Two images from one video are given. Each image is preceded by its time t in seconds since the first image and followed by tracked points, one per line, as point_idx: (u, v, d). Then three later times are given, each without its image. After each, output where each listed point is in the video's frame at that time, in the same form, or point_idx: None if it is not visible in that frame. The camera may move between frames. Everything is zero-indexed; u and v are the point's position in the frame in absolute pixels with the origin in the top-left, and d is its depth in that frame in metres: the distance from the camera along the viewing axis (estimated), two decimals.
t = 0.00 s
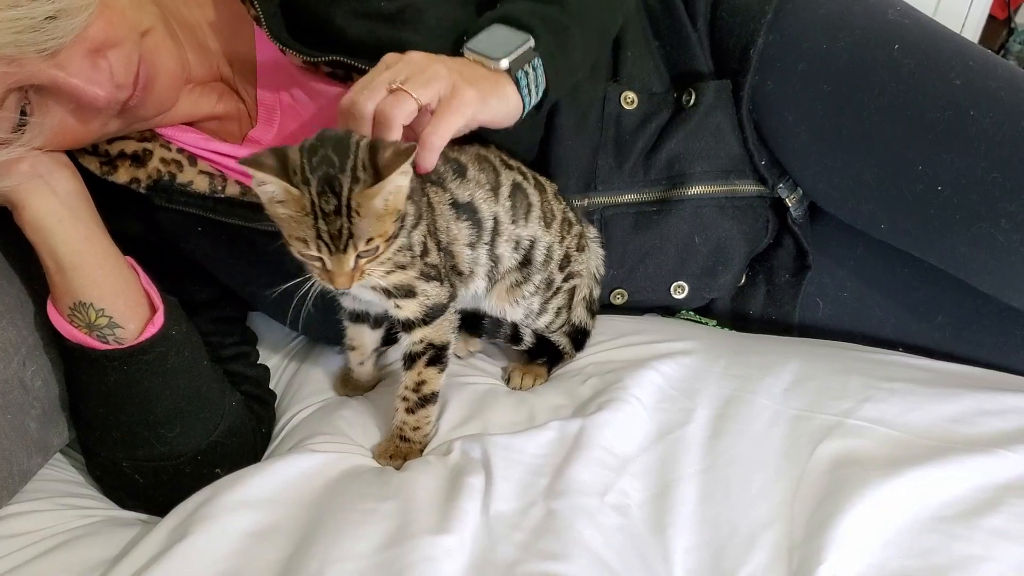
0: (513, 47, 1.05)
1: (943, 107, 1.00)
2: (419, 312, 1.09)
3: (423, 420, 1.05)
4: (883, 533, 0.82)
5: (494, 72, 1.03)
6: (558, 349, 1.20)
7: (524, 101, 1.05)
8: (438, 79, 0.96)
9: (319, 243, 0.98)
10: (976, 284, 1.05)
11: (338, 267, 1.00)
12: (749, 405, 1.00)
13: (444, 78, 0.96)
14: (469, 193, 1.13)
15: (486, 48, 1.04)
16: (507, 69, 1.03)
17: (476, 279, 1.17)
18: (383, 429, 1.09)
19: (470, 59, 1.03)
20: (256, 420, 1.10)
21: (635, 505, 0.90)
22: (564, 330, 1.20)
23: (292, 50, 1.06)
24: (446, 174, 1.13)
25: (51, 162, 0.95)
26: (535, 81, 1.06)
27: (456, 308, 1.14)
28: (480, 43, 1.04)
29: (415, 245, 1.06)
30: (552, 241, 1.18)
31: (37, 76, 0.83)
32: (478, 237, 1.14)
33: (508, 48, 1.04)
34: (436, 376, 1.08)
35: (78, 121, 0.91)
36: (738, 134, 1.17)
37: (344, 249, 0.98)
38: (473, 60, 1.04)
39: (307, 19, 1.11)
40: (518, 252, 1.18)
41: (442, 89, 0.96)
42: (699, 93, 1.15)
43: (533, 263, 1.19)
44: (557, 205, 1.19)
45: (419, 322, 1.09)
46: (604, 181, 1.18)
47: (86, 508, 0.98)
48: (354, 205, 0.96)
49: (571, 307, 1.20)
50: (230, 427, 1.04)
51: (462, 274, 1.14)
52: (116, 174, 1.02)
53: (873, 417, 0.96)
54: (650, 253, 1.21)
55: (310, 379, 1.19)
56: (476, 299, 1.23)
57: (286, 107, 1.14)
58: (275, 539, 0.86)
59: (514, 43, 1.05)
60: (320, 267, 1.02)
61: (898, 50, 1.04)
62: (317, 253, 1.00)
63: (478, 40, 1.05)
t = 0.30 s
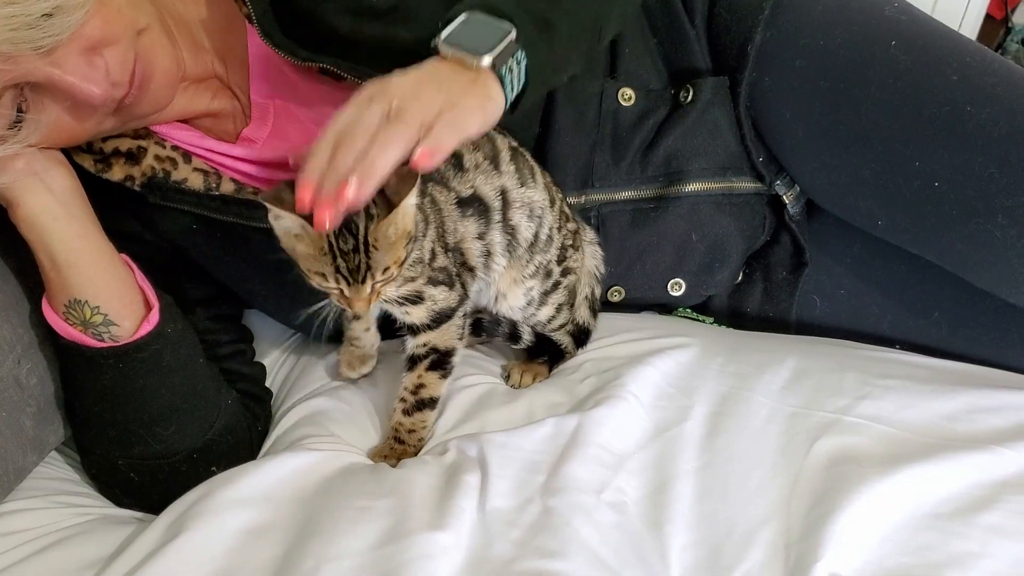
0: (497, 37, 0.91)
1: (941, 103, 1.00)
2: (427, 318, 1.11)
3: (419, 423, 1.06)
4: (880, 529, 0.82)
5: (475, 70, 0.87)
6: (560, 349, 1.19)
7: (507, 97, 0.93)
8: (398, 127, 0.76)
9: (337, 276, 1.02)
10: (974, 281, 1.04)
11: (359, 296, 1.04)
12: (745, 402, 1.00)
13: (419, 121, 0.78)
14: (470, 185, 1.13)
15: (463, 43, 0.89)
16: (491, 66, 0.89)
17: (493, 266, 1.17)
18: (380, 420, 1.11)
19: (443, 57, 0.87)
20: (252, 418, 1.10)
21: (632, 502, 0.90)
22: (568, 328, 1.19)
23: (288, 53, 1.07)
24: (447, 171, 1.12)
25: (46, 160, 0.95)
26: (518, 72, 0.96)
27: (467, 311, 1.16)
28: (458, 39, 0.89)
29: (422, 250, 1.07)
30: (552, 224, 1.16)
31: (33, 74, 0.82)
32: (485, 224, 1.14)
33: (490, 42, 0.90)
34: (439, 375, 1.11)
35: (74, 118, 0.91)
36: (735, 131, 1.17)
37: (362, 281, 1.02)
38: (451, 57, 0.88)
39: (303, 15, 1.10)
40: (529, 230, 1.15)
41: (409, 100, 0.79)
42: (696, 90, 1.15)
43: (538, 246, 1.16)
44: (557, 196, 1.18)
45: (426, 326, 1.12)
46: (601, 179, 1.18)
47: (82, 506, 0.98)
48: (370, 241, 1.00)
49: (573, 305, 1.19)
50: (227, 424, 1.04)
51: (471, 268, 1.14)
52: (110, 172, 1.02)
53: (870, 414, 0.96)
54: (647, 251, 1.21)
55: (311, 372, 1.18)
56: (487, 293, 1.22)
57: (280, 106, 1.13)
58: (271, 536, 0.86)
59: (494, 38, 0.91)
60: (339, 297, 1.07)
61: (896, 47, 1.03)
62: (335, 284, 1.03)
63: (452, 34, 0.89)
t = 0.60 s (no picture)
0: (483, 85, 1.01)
1: (940, 103, 0.99)
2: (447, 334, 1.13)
3: (426, 425, 1.06)
4: (879, 528, 0.82)
5: (463, 123, 1.01)
6: (563, 351, 1.19)
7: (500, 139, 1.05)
8: (377, 190, 0.95)
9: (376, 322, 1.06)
10: (973, 280, 1.04)
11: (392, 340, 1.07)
12: (745, 401, 1.00)
13: (397, 185, 0.97)
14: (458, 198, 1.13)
15: (457, 93, 1.00)
16: (479, 119, 1.01)
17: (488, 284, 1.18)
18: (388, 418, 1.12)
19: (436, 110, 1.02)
20: (251, 418, 1.10)
21: (632, 501, 0.90)
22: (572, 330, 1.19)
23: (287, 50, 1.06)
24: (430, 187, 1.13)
25: (45, 159, 0.95)
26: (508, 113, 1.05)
27: (478, 320, 1.18)
28: (451, 89, 1.00)
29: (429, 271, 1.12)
30: (557, 232, 1.16)
31: (32, 74, 0.82)
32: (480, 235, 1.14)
33: (480, 92, 1.01)
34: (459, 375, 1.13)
35: (73, 119, 0.91)
36: (735, 130, 1.17)
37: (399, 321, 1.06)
38: (442, 110, 1.02)
39: (303, 15, 1.10)
40: (527, 239, 1.16)
41: (393, 172, 0.98)
42: (696, 90, 1.15)
43: (541, 255, 1.17)
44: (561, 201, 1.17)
45: (445, 339, 1.13)
46: (601, 179, 1.18)
47: (80, 506, 0.98)
48: (397, 279, 1.06)
49: (579, 307, 1.20)
50: (226, 425, 1.04)
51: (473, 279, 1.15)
52: (109, 171, 1.02)
53: (869, 414, 0.96)
54: (647, 251, 1.21)
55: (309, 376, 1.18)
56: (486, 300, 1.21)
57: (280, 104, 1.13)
58: (270, 536, 0.86)
59: (482, 84, 1.01)
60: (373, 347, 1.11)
61: (895, 47, 1.03)
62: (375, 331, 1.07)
63: (443, 82, 1.01)
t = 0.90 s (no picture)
0: (504, 81, 1.04)
1: (936, 104, 1.00)
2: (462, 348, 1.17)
3: (431, 431, 1.07)
4: (877, 529, 0.82)
5: (486, 124, 1.06)
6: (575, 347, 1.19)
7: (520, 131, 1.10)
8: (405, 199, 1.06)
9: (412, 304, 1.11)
10: (970, 281, 1.05)
11: (428, 333, 1.13)
12: (742, 402, 1.00)
13: (424, 193, 1.07)
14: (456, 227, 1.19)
15: (479, 93, 1.04)
16: (501, 119, 1.06)
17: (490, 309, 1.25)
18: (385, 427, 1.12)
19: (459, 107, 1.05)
20: (248, 418, 1.10)
21: (629, 502, 0.90)
22: (580, 330, 1.21)
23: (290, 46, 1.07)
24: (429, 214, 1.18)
25: (40, 159, 0.95)
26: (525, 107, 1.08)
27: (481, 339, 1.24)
28: (473, 87, 1.04)
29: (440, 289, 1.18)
30: (560, 251, 1.20)
31: (28, 75, 0.82)
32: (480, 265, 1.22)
33: (501, 94, 1.04)
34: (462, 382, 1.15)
35: (69, 119, 0.91)
36: (731, 131, 1.17)
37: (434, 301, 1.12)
38: (464, 106, 1.06)
39: (302, 17, 1.10)
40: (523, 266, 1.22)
41: (421, 178, 1.06)
42: (692, 91, 1.15)
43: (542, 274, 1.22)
44: (558, 219, 1.21)
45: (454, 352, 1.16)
46: (598, 180, 1.17)
47: (77, 507, 0.98)
48: (432, 262, 1.09)
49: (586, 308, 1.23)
50: (222, 425, 1.04)
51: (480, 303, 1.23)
52: (107, 171, 1.03)
53: (866, 414, 0.96)
54: (645, 252, 1.21)
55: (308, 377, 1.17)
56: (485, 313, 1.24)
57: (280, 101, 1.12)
58: (267, 537, 0.86)
59: (505, 83, 1.04)
60: (407, 344, 1.15)
61: (892, 48, 1.03)
62: (411, 315, 1.12)
63: (465, 78, 1.04)
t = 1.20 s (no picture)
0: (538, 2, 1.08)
1: (934, 102, 1.00)
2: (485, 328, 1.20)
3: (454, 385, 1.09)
4: (876, 527, 0.82)
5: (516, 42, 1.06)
6: (592, 347, 1.16)
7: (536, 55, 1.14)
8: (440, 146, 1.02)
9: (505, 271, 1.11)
10: (969, 278, 1.05)
11: (516, 297, 1.16)
12: (742, 399, 1.00)
13: (456, 138, 1.02)
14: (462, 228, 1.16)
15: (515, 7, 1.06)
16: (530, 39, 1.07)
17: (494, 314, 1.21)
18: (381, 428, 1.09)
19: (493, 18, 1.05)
20: (248, 416, 1.10)
21: (628, 499, 0.90)
22: (591, 334, 1.21)
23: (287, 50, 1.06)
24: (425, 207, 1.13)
25: (39, 156, 0.94)
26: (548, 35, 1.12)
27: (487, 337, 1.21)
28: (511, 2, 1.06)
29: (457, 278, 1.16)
30: (557, 259, 1.23)
31: (28, 71, 0.82)
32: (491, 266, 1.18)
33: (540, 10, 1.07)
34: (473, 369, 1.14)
35: (69, 115, 0.90)
36: (730, 129, 1.17)
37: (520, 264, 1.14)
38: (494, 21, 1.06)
39: (302, 15, 1.10)
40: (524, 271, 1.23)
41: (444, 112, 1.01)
42: (691, 88, 1.15)
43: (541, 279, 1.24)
44: (556, 228, 1.24)
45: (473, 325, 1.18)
46: (597, 177, 1.18)
47: (76, 504, 0.98)
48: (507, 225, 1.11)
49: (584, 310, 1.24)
50: (222, 422, 1.04)
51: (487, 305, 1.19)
52: (107, 168, 1.03)
53: (865, 411, 0.96)
54: (643, 250, 1.21)
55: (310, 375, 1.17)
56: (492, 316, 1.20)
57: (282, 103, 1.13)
58: (266, 536, 0.86)
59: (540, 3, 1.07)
60: (496, 313, 1.15)
61: (891, 45, 1.03)
62: (506, 280, 1.12)
63: None
